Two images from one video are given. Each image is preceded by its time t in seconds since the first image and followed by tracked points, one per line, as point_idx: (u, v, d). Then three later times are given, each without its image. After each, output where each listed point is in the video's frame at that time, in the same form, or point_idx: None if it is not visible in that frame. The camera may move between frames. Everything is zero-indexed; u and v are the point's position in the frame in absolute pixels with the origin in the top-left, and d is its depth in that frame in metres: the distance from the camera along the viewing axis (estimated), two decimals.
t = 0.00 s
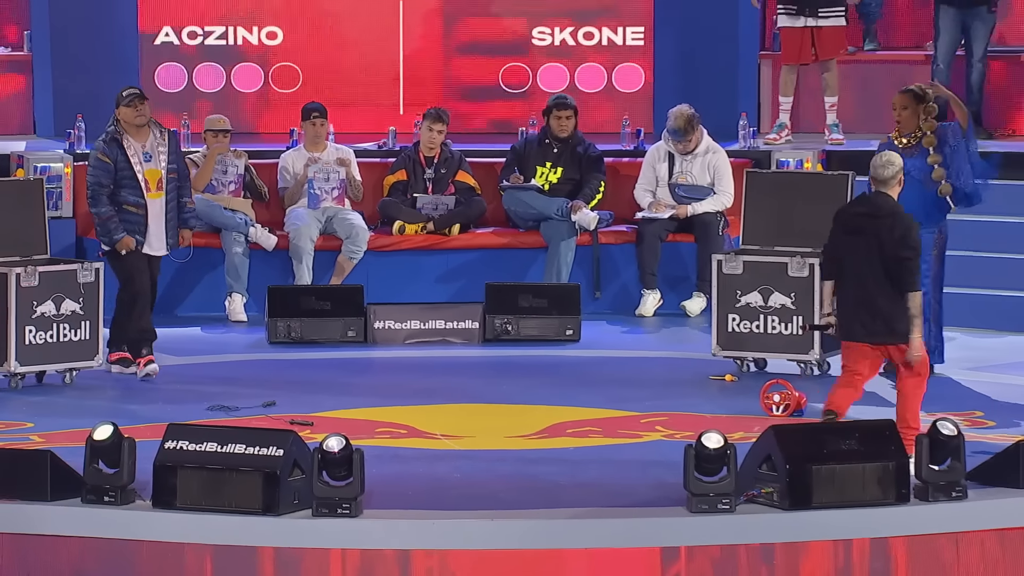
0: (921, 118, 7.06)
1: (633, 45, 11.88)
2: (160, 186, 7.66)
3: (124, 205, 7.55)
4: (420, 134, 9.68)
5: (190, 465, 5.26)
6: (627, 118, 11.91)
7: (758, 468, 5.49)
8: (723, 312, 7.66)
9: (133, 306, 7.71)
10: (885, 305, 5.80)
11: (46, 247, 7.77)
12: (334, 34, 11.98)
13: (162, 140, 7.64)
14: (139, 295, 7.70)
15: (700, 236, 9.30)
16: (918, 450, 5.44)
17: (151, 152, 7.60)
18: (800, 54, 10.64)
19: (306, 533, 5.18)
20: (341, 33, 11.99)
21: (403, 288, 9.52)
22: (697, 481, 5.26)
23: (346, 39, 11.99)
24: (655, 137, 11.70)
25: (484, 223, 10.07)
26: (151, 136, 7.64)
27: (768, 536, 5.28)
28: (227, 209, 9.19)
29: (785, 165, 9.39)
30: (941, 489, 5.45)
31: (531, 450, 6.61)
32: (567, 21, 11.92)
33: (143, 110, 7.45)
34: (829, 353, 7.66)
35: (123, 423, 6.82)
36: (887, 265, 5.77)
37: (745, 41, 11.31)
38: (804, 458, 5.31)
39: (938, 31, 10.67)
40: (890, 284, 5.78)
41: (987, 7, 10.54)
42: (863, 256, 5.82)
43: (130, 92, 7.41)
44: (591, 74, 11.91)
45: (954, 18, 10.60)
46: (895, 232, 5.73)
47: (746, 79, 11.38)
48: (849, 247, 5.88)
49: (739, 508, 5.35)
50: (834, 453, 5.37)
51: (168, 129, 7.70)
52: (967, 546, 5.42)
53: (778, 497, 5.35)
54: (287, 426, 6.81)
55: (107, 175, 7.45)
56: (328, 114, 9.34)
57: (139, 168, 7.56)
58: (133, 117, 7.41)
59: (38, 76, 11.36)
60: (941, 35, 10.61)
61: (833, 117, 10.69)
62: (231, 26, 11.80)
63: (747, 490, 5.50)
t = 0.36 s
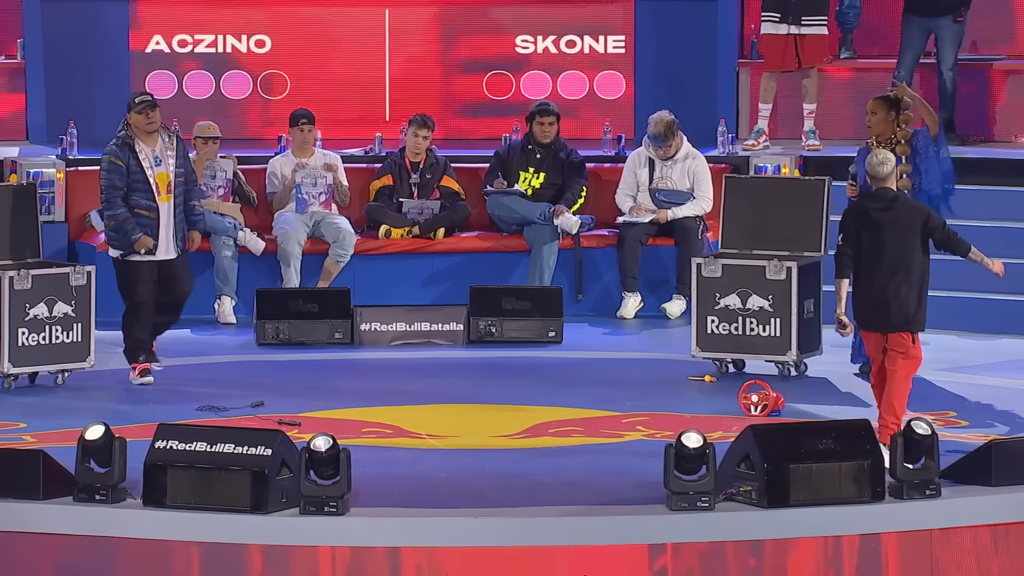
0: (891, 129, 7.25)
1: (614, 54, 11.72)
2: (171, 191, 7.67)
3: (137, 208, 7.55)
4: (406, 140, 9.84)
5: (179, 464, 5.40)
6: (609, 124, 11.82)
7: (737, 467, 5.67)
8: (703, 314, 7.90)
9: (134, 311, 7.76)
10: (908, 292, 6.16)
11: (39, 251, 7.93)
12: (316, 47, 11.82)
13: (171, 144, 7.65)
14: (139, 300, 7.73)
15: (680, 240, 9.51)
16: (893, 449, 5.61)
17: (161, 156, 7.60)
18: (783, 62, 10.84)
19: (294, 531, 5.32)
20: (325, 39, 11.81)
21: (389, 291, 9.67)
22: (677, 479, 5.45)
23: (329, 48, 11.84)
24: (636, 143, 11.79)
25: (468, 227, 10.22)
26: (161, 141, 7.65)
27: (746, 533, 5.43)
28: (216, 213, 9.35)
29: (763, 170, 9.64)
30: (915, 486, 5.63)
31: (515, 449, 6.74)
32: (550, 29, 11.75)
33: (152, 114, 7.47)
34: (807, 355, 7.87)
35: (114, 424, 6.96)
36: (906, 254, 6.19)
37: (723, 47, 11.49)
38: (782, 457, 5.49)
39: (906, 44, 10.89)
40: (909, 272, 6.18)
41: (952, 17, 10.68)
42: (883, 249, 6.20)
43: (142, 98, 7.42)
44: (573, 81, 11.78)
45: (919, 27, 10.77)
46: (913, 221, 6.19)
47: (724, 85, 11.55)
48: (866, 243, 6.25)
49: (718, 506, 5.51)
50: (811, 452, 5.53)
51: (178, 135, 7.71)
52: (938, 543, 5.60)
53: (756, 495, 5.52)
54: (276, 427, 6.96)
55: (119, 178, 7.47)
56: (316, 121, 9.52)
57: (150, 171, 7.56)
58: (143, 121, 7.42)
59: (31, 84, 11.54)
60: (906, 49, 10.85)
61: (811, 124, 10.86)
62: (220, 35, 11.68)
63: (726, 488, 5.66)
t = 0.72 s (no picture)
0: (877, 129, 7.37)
1: (600, 58, 11.75)
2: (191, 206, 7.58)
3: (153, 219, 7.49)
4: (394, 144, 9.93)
5: (169, 465, 5.48)
6: (595, 126, 11.83)
7: (722, 467, 5.76)
8: (687, 315, 7.97)
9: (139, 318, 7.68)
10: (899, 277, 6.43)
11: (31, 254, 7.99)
12: (300, 52, 11.77)
13: (196, 160, 7.60)
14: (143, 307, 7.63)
15: (665, 242, 9.55)
16: (875, 449, 5.71)
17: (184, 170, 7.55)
18: (771, 66, 10.93)
19: (283, 531, 5.40)
20: (306, 45, 11.77)
21: (376, 294, 9.73)
22: (662, 480, 5.54)
23: (310, 53, 11.78)
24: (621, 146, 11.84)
25: (456, 230, 10.31)
26: (185, 156, 7.61)
27: (732, 532, 5.50)
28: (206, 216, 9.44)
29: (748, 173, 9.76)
30: (898, 486, 5.71)
31: (502, 449, 6.81)
32: (535, 34, 11.77)
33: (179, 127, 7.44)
34: (790, 357, 7.97)
35: (105, 425, 7.04)
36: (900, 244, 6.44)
37: (708, 51, 11.59)
38: (766, 458, 5.57)
39: (876, 49, 10.92)
40: (907, 260, 6.43)
41: (918, 21, 10.78)
42: (876, 241, 6.48)
43: (171, 111, 7.42)
44: (558, 85, 11.78)
45: (889, 33, 10.85)
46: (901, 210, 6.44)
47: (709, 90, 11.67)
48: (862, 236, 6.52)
49: (703, 506, 5.59)
50: (794, 452, 5.63)
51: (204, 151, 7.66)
52: (922, 541, 5.68)
53: (741, 495, 5.60)
54: (265, 428, 7.03)
55: (138, 188, 7.45)
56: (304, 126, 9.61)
57: (170, 183, 7.51)
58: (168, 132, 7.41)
59: (22, 89, 11.59)
60: (878, 54, 10.88)
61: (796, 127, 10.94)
62: (210, 40, 11.63)
63: (710, 489, 5.74)
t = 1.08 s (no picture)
0: (874, 136, 7.43)
1: (598, 65, 11.81)
2: (223, 208, 7.48)
3: (179, 222, 7.42)
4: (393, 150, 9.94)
5: (169, 470, 5.51)
6: (593, 134, 11.88)
7: (720, 472, 5.78)
8: (686, 321, 8.01)
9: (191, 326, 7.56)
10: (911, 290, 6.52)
11: (31, 259, 8.02)
12: (298, 58, 11.81)
13: (231, 163, 7.48)
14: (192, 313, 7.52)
15: (663, 249, 9.62)
16: (873, 454, 5.75)
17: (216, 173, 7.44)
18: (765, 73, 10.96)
19: (283, 535, 5.44)
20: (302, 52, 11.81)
21: (375, 300, 9.79)
22: (661, 485, 5.55)
23: (308, 59, 11.82)
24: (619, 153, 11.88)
25: (455, 235, 10.35)
26: (221, 158, 7.50)
27: (728, 537, 5.55)
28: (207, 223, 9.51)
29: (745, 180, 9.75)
30: (895, 492, 5.73)
31: (501, 454, 6.84)
32: (535, 41, 11.82)
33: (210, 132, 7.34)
34: (787, 362, 8.01)
35: (105, 430, 7.07)
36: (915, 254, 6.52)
37: (706, 59, 11.65)
38: (763, 462, 5.60)
39: (863, 57, 10.94)
40: (916, 271, 6.54)
41: (905, 26, 10.84)
42: (893, 246, 6.52)
43: (205, 119, 7.33)
44: (557, 92, 11.84)
45: (875, 40, 10.89)
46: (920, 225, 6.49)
47: (707, 96, 11.72)
48: (878, 239, 6.55)
49: (700, 511, 5.63)
50: (792, 457, 5.66)
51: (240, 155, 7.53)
52: (917, 547, 5.73)
53: (738, 500, 5.63)
54: (265, 433, 7.06)
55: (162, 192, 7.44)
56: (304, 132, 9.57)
57: (201, 186, 7.42)
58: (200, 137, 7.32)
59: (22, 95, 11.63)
60: (866, 61, 10.89)
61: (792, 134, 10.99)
62: (210, 46, 11.68)
63: (708, 493, 5.75)
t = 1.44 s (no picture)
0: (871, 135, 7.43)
1: (596, 62, 11.80)
2: (245, 214, 7.31)
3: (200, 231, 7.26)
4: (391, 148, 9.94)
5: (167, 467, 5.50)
6: (592, 132, 11.87)
7: (717, 469, 5.78)
8: (683, 319, 7.99)
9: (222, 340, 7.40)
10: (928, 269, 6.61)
11: (29, 256, 8.01)
12: (296, 56, 11.81)
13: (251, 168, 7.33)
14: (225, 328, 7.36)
15: (660, 246, 9.62)
16: (872, 452, 5.75)
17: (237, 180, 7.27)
18: (760, 72, 11.01)
19: (281, 532, 5.44)
20: (300, 49, 11.81)
21: (373, 297, 9.80)
22: (658, 482, 5.56)
23: (306, 56, 11.82)
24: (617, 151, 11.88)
25: (453, 234, 10.35)
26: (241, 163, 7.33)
27: (725, 534, 5.55)
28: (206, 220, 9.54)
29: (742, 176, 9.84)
30: (893, 489, 5.76)
31: (498, 452, 6.83)
32: (532, 38, 11.82)
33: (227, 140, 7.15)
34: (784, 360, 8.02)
35: (103, 428, 7.06)
36: (923, 235, 6.62)
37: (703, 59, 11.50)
38: (760, 460, 5.59)
39: (861, 53, 10.94)
40: (927, 253, 6.61)
41: (904, 23, 10.84)
42: (904, 229, 6.60)
43: (220, 127, 7.12)
44: (556, 89, 11.84)
45: (873, 37, 10.88)
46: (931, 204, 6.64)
47: (705, 96, 11.57)
48: (888, 223, 6.63)
49: (698, 508, 5.63)
50: (790, 455, 5.66)
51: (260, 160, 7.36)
52: (913, 545, 5.73)
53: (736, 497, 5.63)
54: (262, 431, 7.06)
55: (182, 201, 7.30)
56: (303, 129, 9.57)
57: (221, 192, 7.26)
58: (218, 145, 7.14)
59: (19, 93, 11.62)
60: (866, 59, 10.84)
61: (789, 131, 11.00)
62: (208, 44, 11.69)
63: (705, 490, 5.76)
